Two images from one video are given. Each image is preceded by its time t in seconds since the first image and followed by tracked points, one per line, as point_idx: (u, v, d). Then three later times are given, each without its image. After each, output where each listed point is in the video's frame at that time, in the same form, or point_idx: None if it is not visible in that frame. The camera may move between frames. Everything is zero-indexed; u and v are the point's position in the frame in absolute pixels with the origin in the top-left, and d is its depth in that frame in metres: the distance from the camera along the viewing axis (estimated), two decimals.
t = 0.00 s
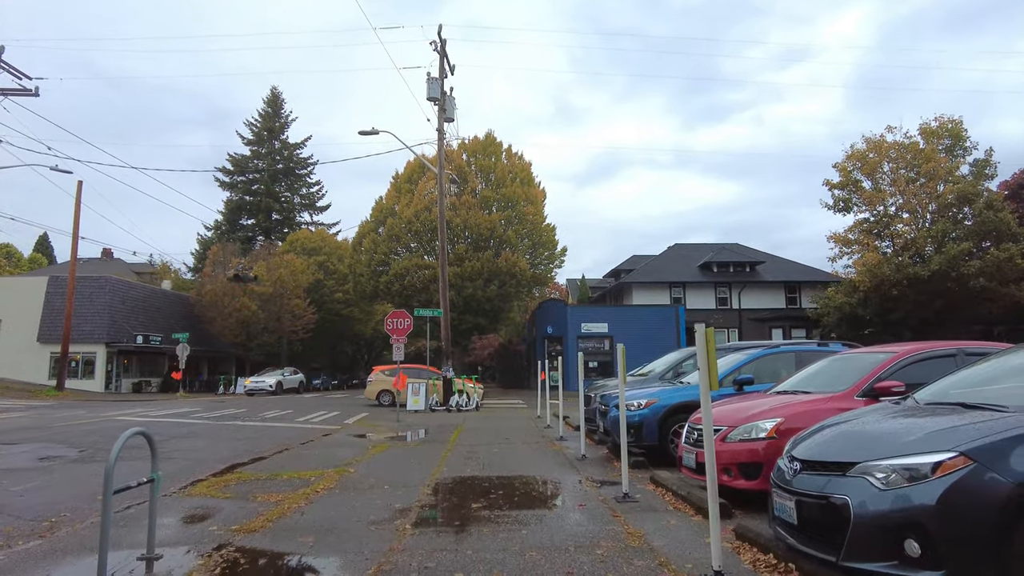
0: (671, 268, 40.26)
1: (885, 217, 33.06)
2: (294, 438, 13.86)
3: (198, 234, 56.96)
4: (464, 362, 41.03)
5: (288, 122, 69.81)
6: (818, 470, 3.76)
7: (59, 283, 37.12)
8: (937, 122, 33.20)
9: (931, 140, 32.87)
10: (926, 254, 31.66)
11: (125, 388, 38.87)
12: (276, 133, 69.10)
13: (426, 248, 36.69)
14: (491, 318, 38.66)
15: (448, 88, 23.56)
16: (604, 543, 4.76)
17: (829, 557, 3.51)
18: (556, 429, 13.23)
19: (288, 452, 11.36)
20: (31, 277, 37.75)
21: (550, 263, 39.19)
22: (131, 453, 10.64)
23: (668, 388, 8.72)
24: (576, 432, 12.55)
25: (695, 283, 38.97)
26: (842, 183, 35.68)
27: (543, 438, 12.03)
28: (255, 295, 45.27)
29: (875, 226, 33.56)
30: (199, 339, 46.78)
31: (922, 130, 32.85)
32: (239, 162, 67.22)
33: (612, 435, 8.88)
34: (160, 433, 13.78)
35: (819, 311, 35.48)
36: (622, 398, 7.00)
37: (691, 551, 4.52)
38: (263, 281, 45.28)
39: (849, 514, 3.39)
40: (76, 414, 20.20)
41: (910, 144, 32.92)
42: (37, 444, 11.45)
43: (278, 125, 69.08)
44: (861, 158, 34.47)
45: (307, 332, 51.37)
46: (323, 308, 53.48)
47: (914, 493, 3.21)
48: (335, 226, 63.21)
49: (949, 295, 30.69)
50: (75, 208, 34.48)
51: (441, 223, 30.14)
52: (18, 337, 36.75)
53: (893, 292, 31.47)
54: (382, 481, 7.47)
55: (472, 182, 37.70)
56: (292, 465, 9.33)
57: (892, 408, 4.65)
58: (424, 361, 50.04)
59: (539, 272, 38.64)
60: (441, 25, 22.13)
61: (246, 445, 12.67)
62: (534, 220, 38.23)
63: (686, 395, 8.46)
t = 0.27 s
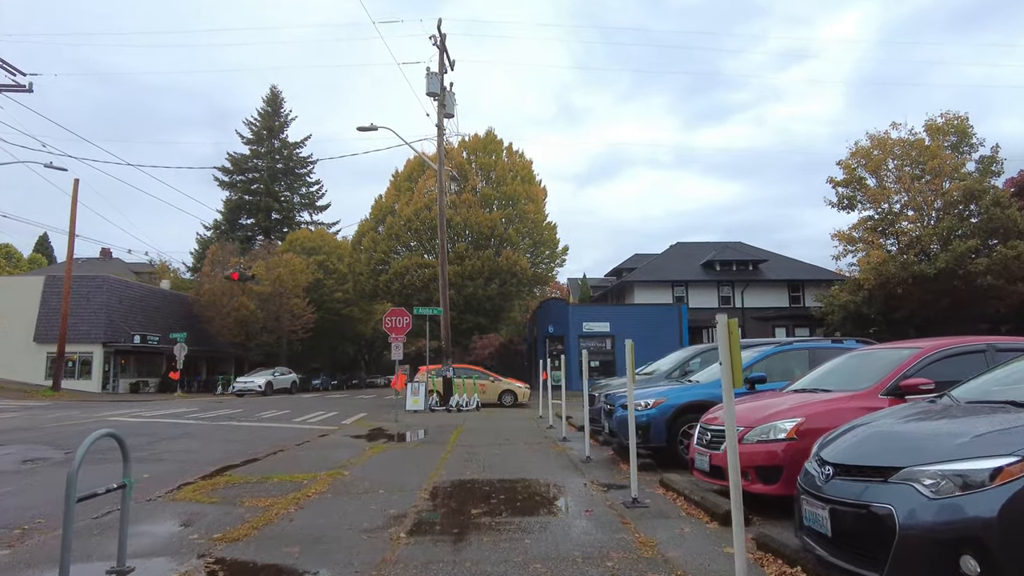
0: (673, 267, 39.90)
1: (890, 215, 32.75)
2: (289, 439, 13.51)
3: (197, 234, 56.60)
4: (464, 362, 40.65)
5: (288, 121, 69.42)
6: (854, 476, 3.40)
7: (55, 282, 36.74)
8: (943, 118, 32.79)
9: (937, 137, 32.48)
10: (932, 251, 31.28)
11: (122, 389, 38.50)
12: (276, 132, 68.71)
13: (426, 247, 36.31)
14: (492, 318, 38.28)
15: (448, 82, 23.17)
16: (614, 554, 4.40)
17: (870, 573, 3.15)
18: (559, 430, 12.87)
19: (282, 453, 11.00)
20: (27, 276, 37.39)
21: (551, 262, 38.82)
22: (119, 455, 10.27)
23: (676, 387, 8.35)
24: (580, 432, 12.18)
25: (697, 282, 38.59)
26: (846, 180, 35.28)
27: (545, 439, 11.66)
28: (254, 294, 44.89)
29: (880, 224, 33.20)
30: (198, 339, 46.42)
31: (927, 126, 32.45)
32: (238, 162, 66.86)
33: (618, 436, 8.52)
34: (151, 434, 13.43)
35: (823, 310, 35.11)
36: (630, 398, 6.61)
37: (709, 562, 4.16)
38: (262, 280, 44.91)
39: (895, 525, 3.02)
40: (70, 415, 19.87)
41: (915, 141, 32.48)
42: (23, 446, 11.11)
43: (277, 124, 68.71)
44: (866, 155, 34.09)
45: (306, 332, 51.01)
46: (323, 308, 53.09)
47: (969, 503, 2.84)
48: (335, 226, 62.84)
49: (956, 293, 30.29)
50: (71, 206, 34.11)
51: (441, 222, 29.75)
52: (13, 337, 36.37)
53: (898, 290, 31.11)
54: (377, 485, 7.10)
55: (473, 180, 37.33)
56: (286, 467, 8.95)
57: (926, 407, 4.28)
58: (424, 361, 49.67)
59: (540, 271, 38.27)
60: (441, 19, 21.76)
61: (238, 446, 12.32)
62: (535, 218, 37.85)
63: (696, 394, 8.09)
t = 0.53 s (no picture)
0: (675, 266, 39.52)
1: (895, 213, 32.50)
2: (284, 442, 13.14)
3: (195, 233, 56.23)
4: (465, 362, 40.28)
5: (288, 120, 69.07)
6: (903, 494, 3.01)
7: (52, 281, 36.39)
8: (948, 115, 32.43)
9: (944, 134, 32.08)
10: (938, 250, 30.94)
11: (120, 389, 38.15)
12: (276, 131, 68.36)
13: (426, 246, 35.93)
14: (492, 318, 37.89)
15: (448, 78, 22.83)
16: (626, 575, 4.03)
17: None
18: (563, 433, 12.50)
19: (275, 458, 10.60)
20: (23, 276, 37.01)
21: (552, 261, 38.45)
22: (106, 459, 9.90)
23: (685, 389, 7.98)
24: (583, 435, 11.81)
25: (700, 281, 38.22)
26: (850, 178, 34.93)
27: (548, 442, 11.28)
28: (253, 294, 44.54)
29: (885, 222, 32.85)
30: (196, 339, 46.07)
31: (933, 123, 32.10)
32: (237, 161, 66.48)
33: (625, 441, 8.13)
34: (141, 437, 13.05)
35: (827, 309, 34.75)
36: (640, 401, 6.20)
37: None
38: (261, 280, 44.55)
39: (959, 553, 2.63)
40: (62, 416, 19.50)
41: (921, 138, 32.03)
42: (6, 450, 10.74)
43: (277, 123, 68.36)
44: (871, 153, 33.71)
45: (306, 332, 50.65)
46: (322, 308, 52.74)
47: None
48: (334, 226, 62.49)
49: (963, 292, 29.92)
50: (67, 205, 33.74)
51: (440, 220, 29.36)
52: (9, 337, 35.98)
53: (903, 289, 30.74)
54: (370, 495, 6.71)
55: (473, 178, 36.95)
56: (277, 473, 8.57)
57: (968, 413, 3.91)
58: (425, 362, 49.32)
59: (541, 271, 37.89)
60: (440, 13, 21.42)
61: (230, 450, 11.94)
62: (536, 217, 37.46)
63: (707, 396, 7.72)
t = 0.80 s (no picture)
0: (678, 264, 39.14)
1: (901, 210, 32.09)
2: (280, 443, 12.79)
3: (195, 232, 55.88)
4: (466, 362, 39.92)
5: (288, 119, 68.72)
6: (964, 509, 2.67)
7: (50, 280, 36.08)
8: (956, 112, 32.01)
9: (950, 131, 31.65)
10: (945, 248, 30.55)
11: (118, 389, 37.85)
12: (276, 130, 68.00)
13: (427, 244, 35.56)
14: (493, 317, 37.51)
15: (449, 73, 22.48)
16: None
17: None
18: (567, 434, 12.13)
19: (270, 459, 10.26)
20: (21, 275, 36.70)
21: (553, 260, 38.08)
22: (94, 461, 9.56)
23: (696, 389, 7.62)
24: (589, 437, 11.45)
25: (703, 280, 37.86)
26: (856, 176, 34.54)
27: (553, 443, 10.92)
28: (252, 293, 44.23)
29: (891, 220, 32.46)
30: (195, 339, 45.77)
31: (939, 119, 31.69)
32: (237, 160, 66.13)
33: (634, 443, 7.76)
34: (132, 438, 12.70)
35: (832, 308, 34.37)
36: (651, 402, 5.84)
37: None
38: (260, 279, 44.24)
39: None
40: (55, 416, 19.14)
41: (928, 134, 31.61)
42: None
43: (277, 121, 68.02)
44: (876, 150, 33.32)
45: (306, 332, 50.33)
46: (322, 307, 52.40)
47: None
48: (335, 225, 62.16)
49: (970, 291, 29.55)
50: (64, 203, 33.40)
51: (441, 218, 28.99)
52: (6, 337, 35.65)
53: (910, 288, 30.37)
54: (365, 501, 6.36)
55: (474, 176, 36.58)
56: (271, 476, 8.24)
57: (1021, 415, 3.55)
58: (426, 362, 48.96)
59: (543, 270, 37.52)
60: (441, 7, 21.08)
61: (223, 451, 11.58)
62: (538, 215, 37.08)
63: (719, 396, 7.36)
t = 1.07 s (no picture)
0: (682, 264, 38.76)
1: (907, 209, 31.71)
2: (276, 446, 12.47)
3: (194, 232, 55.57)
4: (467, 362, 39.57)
5: (289, 118, 68.42)
6: None
7: (48, 280, 35.78)
8: (963, 109, 31.56)
9: (957, 128, 31.22)
10: (952, 247, 30.19)
11: (117, 389, 37.56)
12: (276, 129, 67.70)
13: (428, 243, 35.21)
14: (495, 317, 37.17)
15: (449, 69, 22.14)
16: None
17: None
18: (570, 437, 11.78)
19: (263, 463, 9.91)
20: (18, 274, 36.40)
21: (555, 259, 37.72)
22: (80, 465, 9.22)
23: (706, 390, 7.28)
24: (593, 439, 11.11)
25: (707, 279, 37.49)
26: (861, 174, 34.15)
27: (555, 447, 10.57)
28: (252, 293, 43.94)
29: (897, 219, 32.10)
30: (195, 339, 45.49)
31: (946, 116, 31.28)
32: (238, 159, 65.81)
33: (640, 447, 7.40)
34: (124, 440, 12.36)
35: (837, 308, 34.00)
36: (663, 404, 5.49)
37: None
38: (260, 278, 43.93)
39: None
40: (48, 417, 18.80)
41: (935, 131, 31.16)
42: None
43: (278, 120, 67.70)
44: (882, 148, 32.93)
45: (306, 331, 50.03)
46: (323, 307, 52.11)
47: None
48: (336, 224, 61.88)
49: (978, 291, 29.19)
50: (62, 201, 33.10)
51: (441, 216, 28.63)
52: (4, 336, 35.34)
53: (917, 287, 30.02)
54: (358, 509, 6.01)
55: (475, 175, 36.21)
56: (263, 481, 7.89)
57: None
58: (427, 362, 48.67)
59: (544, 269, 37.16)
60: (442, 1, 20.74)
61: (216, 454, 11.25)
62: (540, 213, 36.72)
63: (730, 398, 7.03)
